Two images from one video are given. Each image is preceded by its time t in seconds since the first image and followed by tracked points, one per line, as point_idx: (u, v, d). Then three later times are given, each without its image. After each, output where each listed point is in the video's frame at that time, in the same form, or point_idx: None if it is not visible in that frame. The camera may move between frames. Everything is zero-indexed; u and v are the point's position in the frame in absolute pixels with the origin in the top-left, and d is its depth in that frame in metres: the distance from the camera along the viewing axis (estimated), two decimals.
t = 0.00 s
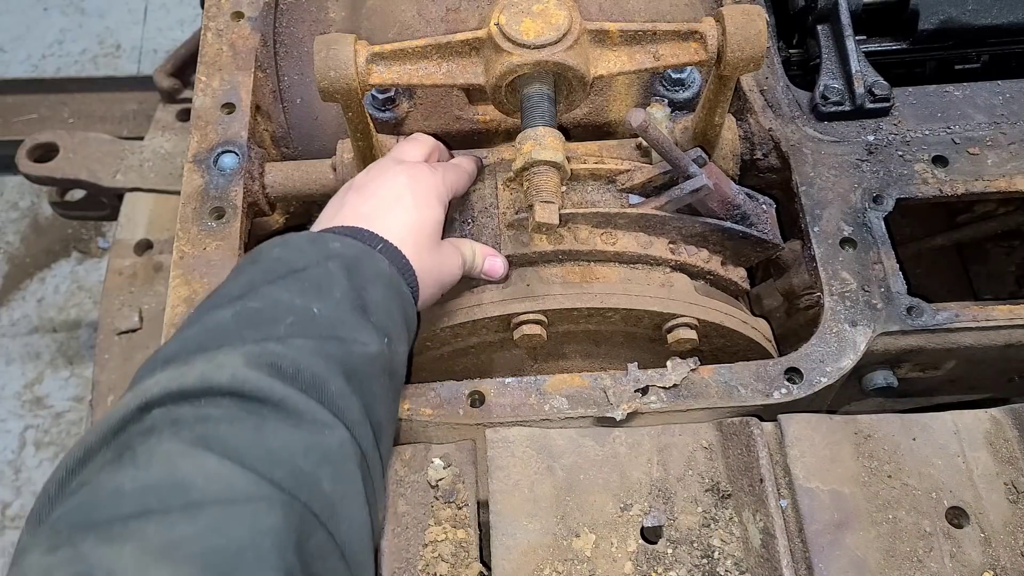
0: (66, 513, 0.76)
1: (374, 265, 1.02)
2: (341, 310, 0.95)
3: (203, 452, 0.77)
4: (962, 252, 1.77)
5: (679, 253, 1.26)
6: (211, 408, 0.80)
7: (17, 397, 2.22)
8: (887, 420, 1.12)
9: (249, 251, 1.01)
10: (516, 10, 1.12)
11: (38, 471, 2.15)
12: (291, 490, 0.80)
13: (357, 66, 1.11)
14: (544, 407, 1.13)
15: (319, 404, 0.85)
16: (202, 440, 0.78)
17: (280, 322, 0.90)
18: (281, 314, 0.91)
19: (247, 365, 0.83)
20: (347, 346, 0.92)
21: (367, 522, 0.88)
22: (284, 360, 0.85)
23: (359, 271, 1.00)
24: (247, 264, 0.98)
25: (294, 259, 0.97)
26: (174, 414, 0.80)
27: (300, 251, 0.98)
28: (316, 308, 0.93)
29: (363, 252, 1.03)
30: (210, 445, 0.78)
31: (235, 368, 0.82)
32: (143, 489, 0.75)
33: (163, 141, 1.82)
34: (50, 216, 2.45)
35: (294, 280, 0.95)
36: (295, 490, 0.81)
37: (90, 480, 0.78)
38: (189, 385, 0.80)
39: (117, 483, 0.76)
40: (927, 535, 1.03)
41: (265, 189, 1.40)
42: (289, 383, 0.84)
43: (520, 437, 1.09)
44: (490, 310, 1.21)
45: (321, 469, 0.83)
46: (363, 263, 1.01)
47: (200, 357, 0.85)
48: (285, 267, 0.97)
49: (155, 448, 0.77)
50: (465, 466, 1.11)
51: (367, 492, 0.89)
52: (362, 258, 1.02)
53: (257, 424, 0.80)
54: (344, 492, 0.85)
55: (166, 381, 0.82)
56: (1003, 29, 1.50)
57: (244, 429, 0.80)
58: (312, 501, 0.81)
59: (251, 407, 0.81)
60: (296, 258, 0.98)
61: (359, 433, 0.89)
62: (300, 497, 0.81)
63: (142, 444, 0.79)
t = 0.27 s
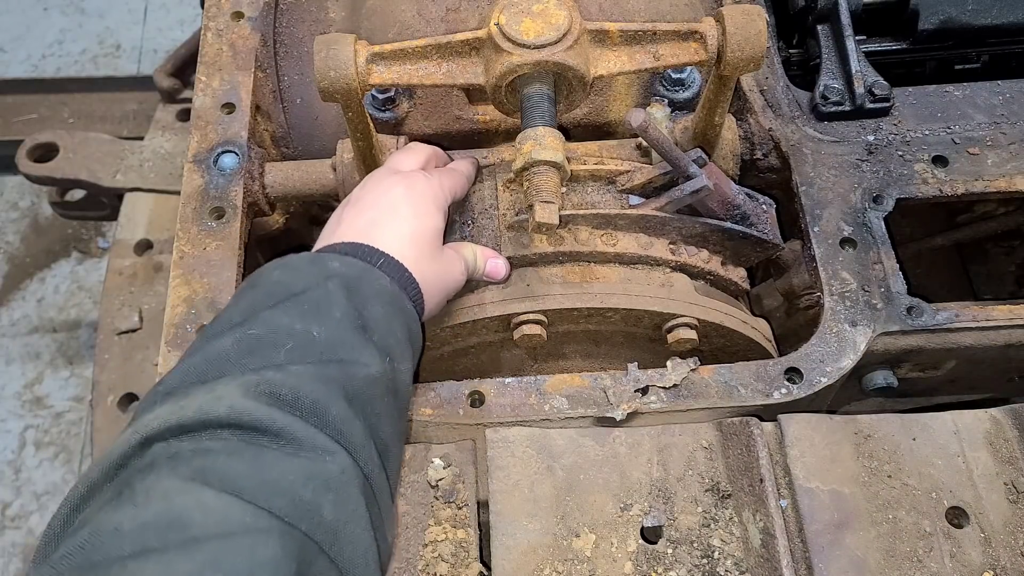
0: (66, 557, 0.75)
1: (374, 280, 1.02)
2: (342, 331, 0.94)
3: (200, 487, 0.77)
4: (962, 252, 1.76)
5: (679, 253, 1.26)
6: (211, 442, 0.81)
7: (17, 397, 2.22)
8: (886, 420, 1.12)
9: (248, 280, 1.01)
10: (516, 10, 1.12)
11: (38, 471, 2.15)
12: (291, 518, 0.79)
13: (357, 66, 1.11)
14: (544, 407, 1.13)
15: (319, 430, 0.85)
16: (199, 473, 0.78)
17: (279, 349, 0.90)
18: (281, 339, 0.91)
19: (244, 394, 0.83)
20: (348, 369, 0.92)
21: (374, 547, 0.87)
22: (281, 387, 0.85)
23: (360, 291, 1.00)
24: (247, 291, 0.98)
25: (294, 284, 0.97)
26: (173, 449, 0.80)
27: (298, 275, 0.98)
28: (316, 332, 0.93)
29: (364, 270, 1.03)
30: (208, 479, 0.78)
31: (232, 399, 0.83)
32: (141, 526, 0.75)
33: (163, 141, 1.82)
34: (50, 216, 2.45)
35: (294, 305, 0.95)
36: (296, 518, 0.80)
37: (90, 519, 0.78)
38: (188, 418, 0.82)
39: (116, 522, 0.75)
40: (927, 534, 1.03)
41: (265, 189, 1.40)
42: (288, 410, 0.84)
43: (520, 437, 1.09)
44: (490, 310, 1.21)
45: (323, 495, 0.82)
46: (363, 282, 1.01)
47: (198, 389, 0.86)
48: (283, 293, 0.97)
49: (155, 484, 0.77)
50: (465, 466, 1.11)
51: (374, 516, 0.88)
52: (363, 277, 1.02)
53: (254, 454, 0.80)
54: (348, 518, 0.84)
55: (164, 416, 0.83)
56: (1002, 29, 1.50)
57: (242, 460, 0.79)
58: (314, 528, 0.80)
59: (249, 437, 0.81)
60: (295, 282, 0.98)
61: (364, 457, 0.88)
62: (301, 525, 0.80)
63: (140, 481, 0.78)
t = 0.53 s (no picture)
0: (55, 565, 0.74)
1: (369, 288, 1.01)
2: (335, 339, 0.93)
3: (190, 497, 0.76)
4: (962, 252, 1.76)
5: (679, 253, 1.26)
6: (201, 449, 0.79)
7: (17, 397, 2.22)
8: (887, 420, 1.12)
9: (243, 287, 1.01)
10: (516, 10, 1.12)
11: (38, 471, 2.15)
12: (282, 530, 0.78)
13: (357, 66, 1.11)
14: (544, 407, 1.13)
15: (309, 439, 0.84)
16: (191, 483, 0.77)
17: (272, 357, 0.90)
18: (275, 348, 0.90)
19: (237, 402, 0.83)
20: (341, 377, 0.91)
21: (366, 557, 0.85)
22: (274, 396, 0.84)
23: (354, 298, 0.99)
24: (242, 299, 0.97)
25: (289, 293, 0.97)
26: (164, 456, 0.79)
27: (293, 283, 0.97)
28: (310, 341, 0.92)
29: (356, 276, 1.02)
30: (199, 488, 0.77)
31: (225, 408, 0.82)
32: (132, 538, 0.74)
33: (163, 141, 1.82)
34: (50, 216, 2.45)
35: (288, 314, 0.94)
36: (287, 529, 0.79)
37: (81, 528, 0.76)
38: (180, 425, 0.80)
39: (107, 531, 0.75)
40: (927, 534, 1.03)
41: (265, 189, 1.40)
42: (280, 420, 0.83)
43: (520, 437, 1.09)
44: (490, 310, 1.21)
45: (314, 505, 0.81)
46: (356, 290, 1.00)
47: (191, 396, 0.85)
48: (277, 302, 0.96)
49: (145, 493, 0.77)
50: (465, 466, 1.10)
51: (366, 527, 0.87)
52: (357, 284, 1.01)
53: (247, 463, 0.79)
54: (340, 529, 0.82)
55: (157, 423, 0.82)
56: (1002, 29, 1.50)
57: (234, 471, 0.78)
58: (304, 540, 0.79)
59: (242, 445, 0.80)
60: (289, 291, 0.97)
61: (356, 466, 0.87)
62: (291, 537, 0.79)
63: (131, 488, 0.77)
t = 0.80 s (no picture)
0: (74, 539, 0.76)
1: (368, 272, 1.04)
2: (338, 318, 0.96)
3: (206, 467, 0.79)
4: (962, 252, 1.76)
5: (679, 253, 1.26)
6: (212, 424, 0.82)
7: (17, 397, 2.22)
8: (886, 420, 1.12)
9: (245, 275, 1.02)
10: (516, 10, 1.12)
11: (38, 471, 2.15)
12: (297, 498, 0.81)
13: (357, 66, 1.11)
14: (544, 407, 1.13)
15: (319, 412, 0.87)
16: (205, 455, 0.80)
17: (278, 337, 0.92)
18: (280, 328, 0.93)
19: (246, 380, 0.85)
20: (347, 354, 0.94)
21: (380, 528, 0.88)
22: (282, 372, 0.87)
23: (354, 279, 1.02)
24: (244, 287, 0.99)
25: (291, 275, 0.99)
26: (176, 433, 0.82)
27: (294, 267, 0.99)
28: (314, 321, 0.94)
29: (355, 261, 1.05)
30: (213, 460, 0.79)
31: (235, 384, 0.85)
32: (150, 509, 0.76)
33: (163, 141, 1.82)
34: (50, 216, 2.45)
35: (291, 295, 0.97)
36: (302, 498, 0.81)
37: (96, 505, 0.78)
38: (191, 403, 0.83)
39: (124, 504, 0.77)
40: (927, 535, 1.03)
41: (265, 189, 1.40)
42: (289, 394, 0.86)
43: (520, 437, 1.09)
44: (490, 310, 1.21)
45: (326, 475, 0.84)
46: (355, 273, 1.03)
47: (199, 376, 0.87)
48: (280, 285, 0.98)
49: (159, 466, 0.79)
50: (465, 465, 1.10)
51: (378, 498, 0.89)
52: (355, 268, 1.04)
53: (258, 436, 0.82)
54: (353, 499, 0.85)
55: (168, 403, 0.84)
56: (1002, 29, 1.50)
57: (246, 442, 0.81)
58: (319, 509, 0.82)
59: (253, 418, 0.83)
60: (291, 274, 0.99)
61: (365, 439, 0.90)
62: (306, 505, 0.81)
63: (146, 463, 0.80)
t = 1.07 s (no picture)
0: (73, 532, 0.76)
1: (372, 277, 1.03)
2: (341, 321, 0.95)
3: (205, 464, 0.79)
4: (962, 252, 1.76)
5: (679, 253, 1.26)
6: (212, 423, 0.82)
7: (17, 397, 2.22)
8: (886, 420, 1.12)
9: (249, 275, 1.02)
10: (516, 10, 1.12)
11: (38, 471, 2.15)
12: (294, 496, 0.81)
13: (357, 66, 1.11)
14: (544, 407, 1.13)
15: (318, 414, 0.86)
16: (205, 452, 0.80)
17: (279, 338, 0.92)
18: (281, 329, 0.92)
19: (247, 379, 0.85)
20: (348, 356, 0.93)
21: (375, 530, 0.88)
22: (283, 372, 0.87)
23: (359, 283, 1.01)
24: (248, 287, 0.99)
25: (292, 278, 0.98)
26: (176, 431, 0.82)
27: (296, 271, 0.99)
28: (316, 322, 0.94)
29: (360, 266, 1.03)
30: (211, 457, 0.79)
31: (235, 383, 0.85)
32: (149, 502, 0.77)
33: (163, 141, 1.82)
34: (50, 216, 2.45)
35: (294, 296, 0.96)
36: (299, 497, 0.81)
37: (95, 496, 0.79)
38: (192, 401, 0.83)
39: (122, 497, 0.78)
40: (927, 535, 1.03)
41: (265, 189, 1.40)
42: (290, 394, 0.86)
43: (520, 437, 1.09)
44: (490, 310, 1.20)
45: (324, 476, 0.83)
46: (358, 278, 1.02)
47: (201, 372, 0.87)
48: (283, 287, 0.98)
49: (158, 462, 0.79)
50: (465, 466, 1.10)
51: (374, 498, 0.89)
52: (360, 271, 1.03)
53: (257, 435, 0.82)
54: (350, 498, 0.85)
55: (168, 399, 0.84)
56: (1002, 29, 1.50)
57: (245, 441, 0.81)
58: (316, 509, 0.82)
59: (252, 418, 0.83)
60: (295, 277, 0.99)
61: (364, 441, 0.90)
62: (304, 503, 0.81)
63: (145, 458, 0.80)
